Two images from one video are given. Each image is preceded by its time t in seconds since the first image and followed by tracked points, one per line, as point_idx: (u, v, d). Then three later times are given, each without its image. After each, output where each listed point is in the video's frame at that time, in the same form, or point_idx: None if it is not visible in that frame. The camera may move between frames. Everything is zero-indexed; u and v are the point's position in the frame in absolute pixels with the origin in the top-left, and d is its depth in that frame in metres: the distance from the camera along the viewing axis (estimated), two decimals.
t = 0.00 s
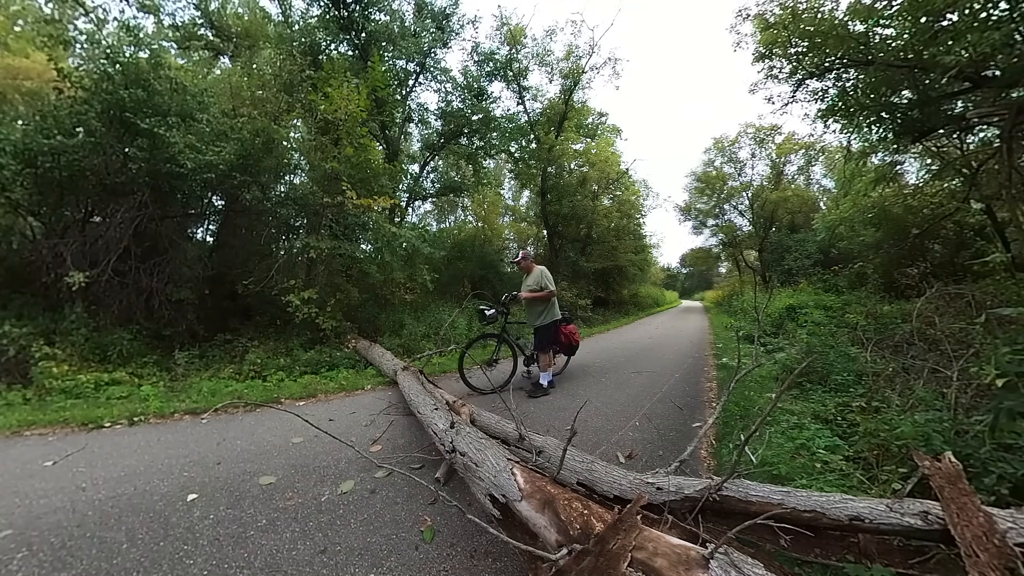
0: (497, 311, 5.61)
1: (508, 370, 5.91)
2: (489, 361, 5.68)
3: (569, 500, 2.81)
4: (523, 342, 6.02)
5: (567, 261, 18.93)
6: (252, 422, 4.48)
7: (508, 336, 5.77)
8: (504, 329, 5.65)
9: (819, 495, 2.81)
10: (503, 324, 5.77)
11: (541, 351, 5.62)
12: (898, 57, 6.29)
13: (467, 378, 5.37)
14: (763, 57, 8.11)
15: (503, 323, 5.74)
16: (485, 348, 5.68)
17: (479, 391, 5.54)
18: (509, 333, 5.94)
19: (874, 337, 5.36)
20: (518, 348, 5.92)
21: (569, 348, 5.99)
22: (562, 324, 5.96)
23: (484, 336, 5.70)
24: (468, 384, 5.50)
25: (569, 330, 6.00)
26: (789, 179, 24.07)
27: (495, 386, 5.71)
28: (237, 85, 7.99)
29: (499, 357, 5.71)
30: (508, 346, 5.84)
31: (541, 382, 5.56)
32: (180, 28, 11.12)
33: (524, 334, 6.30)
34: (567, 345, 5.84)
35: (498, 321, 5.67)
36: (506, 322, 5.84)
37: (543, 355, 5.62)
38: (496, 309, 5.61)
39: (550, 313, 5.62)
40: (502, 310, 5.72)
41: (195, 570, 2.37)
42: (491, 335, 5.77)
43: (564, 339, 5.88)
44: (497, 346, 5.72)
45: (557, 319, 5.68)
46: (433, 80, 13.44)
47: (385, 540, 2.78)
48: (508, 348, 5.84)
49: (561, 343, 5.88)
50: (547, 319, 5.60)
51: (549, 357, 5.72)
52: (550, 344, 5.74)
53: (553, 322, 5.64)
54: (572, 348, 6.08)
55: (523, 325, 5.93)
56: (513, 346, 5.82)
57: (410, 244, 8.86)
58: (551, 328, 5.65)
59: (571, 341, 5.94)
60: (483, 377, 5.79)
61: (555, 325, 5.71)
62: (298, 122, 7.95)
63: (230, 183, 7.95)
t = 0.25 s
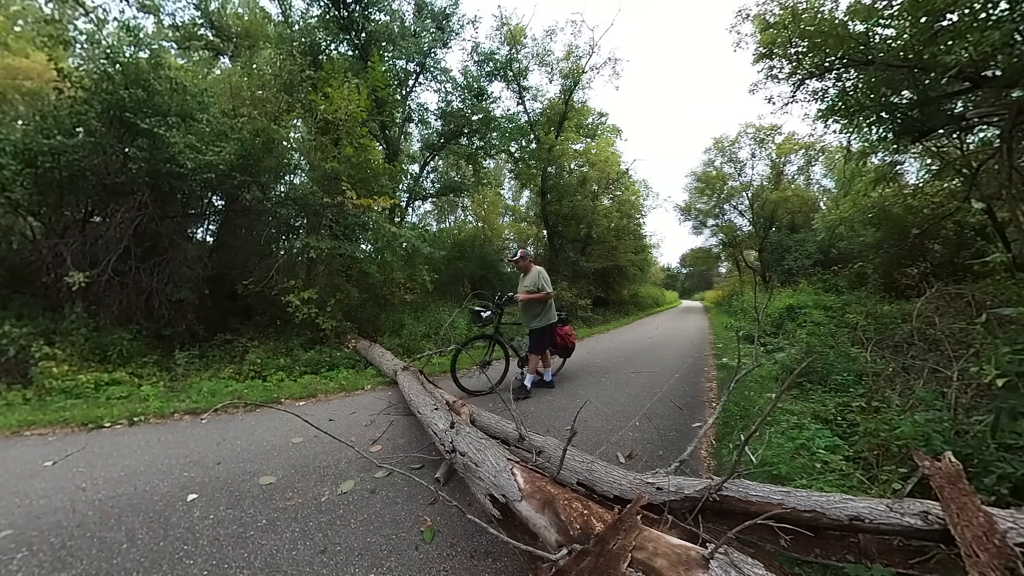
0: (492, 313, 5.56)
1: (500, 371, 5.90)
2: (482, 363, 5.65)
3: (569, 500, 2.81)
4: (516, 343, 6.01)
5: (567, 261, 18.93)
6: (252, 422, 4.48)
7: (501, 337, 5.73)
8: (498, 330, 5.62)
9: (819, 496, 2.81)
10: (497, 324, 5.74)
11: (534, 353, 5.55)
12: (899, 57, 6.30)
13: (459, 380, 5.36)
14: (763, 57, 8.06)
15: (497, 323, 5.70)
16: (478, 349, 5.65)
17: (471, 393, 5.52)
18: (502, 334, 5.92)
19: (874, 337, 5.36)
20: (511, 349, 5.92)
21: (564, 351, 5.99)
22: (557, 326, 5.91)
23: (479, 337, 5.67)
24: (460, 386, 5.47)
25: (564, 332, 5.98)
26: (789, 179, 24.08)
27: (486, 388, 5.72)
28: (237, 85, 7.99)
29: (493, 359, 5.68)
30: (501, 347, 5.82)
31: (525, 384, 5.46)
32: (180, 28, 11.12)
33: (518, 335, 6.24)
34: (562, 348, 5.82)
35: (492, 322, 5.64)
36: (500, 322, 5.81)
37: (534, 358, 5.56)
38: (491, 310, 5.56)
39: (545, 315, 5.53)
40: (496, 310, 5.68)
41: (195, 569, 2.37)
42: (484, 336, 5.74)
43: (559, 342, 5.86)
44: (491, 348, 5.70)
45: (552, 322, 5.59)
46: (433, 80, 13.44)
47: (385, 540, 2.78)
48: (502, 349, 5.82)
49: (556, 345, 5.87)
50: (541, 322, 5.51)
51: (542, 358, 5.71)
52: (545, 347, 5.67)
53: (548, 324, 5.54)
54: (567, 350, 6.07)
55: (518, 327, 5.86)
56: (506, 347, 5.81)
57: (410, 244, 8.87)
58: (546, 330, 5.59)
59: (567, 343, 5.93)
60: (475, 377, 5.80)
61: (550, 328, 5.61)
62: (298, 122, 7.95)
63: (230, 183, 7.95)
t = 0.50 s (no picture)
0: (478, 313, 5.52)
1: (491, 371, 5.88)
2: (466, 364, 5.63)
3: (569, 500, 2.81)
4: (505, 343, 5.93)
5: (567, 261, 18.92)
6: (252, 422, 4.48)
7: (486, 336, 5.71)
8: (484, 331, 5.57)
9: (820, 495, 2.81)
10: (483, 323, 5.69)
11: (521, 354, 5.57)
12: (898, 57, 6.31)
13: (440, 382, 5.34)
14: (763, 57, 8.10)
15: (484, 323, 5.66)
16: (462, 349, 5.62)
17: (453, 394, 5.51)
18: (489, 334, 5.87)
19: (874, 337, 5.36)
20: (498, 349, 5.86)
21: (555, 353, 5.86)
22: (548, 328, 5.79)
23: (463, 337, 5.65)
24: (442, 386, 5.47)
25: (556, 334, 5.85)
26: (789, 179, 24.08)
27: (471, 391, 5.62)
28: (237, 85, 8.00)
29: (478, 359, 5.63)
30: (486, 347, 5.78)
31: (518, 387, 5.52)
32: (180, 28, 11.12)
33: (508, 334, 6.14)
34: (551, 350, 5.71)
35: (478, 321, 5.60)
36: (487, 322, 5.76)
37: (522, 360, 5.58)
38: (476, 310, 5.53)
39: (537, 318, 5.50)
40: (483, 309, 5.63)
41: (195, 569, 2.37)
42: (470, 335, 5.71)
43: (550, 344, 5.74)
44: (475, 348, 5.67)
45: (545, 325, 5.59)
46: (433, 80, 13.44)
47: (385, 540, 2.78)
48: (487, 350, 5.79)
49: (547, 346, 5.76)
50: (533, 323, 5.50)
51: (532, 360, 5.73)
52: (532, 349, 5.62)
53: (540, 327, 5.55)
54: (558, 352, 5.95)
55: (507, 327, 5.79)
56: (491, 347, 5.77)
57: (410, 243, 8.87)
58: (535, 332, 5.54)
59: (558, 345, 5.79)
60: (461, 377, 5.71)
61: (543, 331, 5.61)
62: (298, 122, 7.95)
63: (229, 183, 7.95)
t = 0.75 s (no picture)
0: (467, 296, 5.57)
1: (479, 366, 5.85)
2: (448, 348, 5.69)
3: (569, 500, 2.81)
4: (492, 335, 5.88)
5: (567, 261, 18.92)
6: (252, 422, 4.48)
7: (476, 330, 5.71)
8: (471, 317, 5.60)
9: (820, 496, 2.81)
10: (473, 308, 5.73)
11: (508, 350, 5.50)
12: (899, 57, 6.32)
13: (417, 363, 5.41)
14: (763, 57, 8.10)
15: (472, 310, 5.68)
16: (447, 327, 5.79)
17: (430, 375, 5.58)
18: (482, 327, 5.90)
19: (874, 337, 5.36)
20: (483, 340, 5.82)
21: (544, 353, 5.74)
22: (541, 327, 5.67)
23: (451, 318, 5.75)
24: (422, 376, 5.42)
25: (546, 333, 5.73)
26: (789, 179, 24.07)
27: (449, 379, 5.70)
28: (237, 85, 8.01)
29: (462, 349, 5.61)
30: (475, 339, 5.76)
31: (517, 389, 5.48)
32: (180, 28, 11.13)
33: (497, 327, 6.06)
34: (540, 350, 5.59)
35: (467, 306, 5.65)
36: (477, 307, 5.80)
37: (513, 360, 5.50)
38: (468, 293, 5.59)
39: (527, 317, 5.42)
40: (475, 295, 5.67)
41: (195, 569, 2.37)
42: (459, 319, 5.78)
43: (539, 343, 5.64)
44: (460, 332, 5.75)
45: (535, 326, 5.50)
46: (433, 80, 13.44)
47: (385, 540, 2.78)
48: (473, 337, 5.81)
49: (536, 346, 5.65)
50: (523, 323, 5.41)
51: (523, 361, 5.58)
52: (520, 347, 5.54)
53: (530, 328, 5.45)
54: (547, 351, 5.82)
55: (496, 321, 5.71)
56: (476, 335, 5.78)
57: (410, 244, 8.88)
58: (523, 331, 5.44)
59: (547, 344, 5.67)
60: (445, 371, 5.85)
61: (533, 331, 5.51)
62: (298, 122, 7.97)
63: (230, 183, 7.95)
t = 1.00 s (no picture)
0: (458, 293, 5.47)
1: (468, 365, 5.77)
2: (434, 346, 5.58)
3: (569, 500, 2.81)
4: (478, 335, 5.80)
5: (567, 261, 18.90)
6: (253, 422, 4.48)
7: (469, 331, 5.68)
8: (460, 315, 5.51)
9: (821, 496, 2.80)
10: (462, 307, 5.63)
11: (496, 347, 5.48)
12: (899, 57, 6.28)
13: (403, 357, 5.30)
14: (764, 57, 8.08)
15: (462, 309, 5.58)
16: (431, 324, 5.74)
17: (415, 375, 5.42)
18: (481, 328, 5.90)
19: (875, 337, 5.34)
20: (470, 339, 5.74)
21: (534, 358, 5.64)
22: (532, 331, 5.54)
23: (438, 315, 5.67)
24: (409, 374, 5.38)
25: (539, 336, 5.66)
26: (790, 179, 24.01)
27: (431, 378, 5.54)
28: (238, 85, 8.02)
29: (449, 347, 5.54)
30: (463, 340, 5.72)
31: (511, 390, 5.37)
32: (181, 29, 11.16)
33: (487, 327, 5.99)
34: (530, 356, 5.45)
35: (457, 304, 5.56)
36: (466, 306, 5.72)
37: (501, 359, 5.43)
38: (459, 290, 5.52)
39: (520, 319, 5.35)
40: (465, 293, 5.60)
41: (196, 569, 2.38)
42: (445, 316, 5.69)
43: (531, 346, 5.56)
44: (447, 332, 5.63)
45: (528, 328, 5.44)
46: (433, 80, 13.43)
47: (385, 540, 2.79)
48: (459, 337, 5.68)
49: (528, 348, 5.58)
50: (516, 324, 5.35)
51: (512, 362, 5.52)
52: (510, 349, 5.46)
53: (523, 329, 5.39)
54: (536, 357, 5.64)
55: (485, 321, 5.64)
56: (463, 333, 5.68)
57: (411, 244, 8.88)
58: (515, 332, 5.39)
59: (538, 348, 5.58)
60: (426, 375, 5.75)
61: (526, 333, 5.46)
62: (298, 122, 7.99)
63: (230, 184, 7.95)
